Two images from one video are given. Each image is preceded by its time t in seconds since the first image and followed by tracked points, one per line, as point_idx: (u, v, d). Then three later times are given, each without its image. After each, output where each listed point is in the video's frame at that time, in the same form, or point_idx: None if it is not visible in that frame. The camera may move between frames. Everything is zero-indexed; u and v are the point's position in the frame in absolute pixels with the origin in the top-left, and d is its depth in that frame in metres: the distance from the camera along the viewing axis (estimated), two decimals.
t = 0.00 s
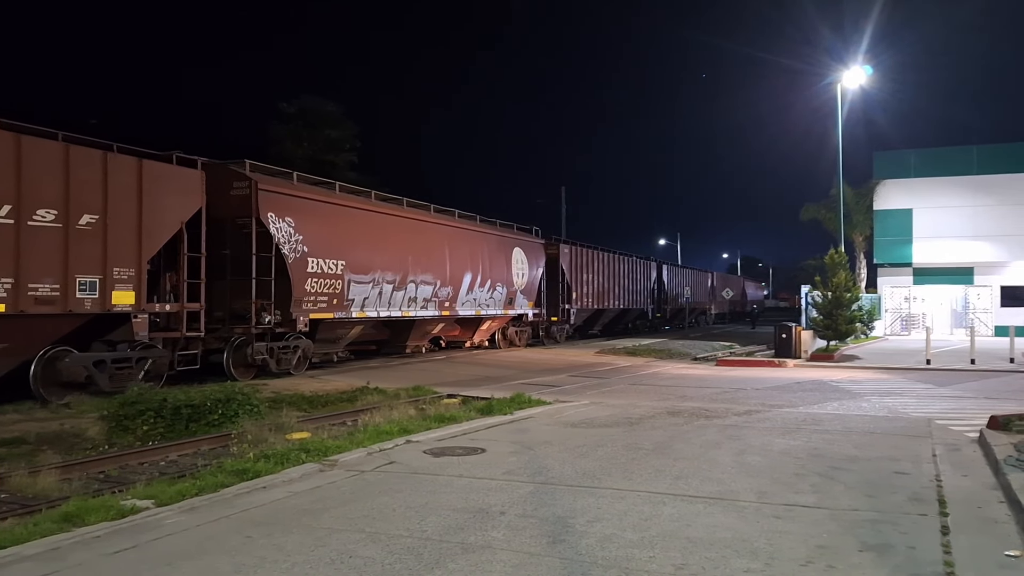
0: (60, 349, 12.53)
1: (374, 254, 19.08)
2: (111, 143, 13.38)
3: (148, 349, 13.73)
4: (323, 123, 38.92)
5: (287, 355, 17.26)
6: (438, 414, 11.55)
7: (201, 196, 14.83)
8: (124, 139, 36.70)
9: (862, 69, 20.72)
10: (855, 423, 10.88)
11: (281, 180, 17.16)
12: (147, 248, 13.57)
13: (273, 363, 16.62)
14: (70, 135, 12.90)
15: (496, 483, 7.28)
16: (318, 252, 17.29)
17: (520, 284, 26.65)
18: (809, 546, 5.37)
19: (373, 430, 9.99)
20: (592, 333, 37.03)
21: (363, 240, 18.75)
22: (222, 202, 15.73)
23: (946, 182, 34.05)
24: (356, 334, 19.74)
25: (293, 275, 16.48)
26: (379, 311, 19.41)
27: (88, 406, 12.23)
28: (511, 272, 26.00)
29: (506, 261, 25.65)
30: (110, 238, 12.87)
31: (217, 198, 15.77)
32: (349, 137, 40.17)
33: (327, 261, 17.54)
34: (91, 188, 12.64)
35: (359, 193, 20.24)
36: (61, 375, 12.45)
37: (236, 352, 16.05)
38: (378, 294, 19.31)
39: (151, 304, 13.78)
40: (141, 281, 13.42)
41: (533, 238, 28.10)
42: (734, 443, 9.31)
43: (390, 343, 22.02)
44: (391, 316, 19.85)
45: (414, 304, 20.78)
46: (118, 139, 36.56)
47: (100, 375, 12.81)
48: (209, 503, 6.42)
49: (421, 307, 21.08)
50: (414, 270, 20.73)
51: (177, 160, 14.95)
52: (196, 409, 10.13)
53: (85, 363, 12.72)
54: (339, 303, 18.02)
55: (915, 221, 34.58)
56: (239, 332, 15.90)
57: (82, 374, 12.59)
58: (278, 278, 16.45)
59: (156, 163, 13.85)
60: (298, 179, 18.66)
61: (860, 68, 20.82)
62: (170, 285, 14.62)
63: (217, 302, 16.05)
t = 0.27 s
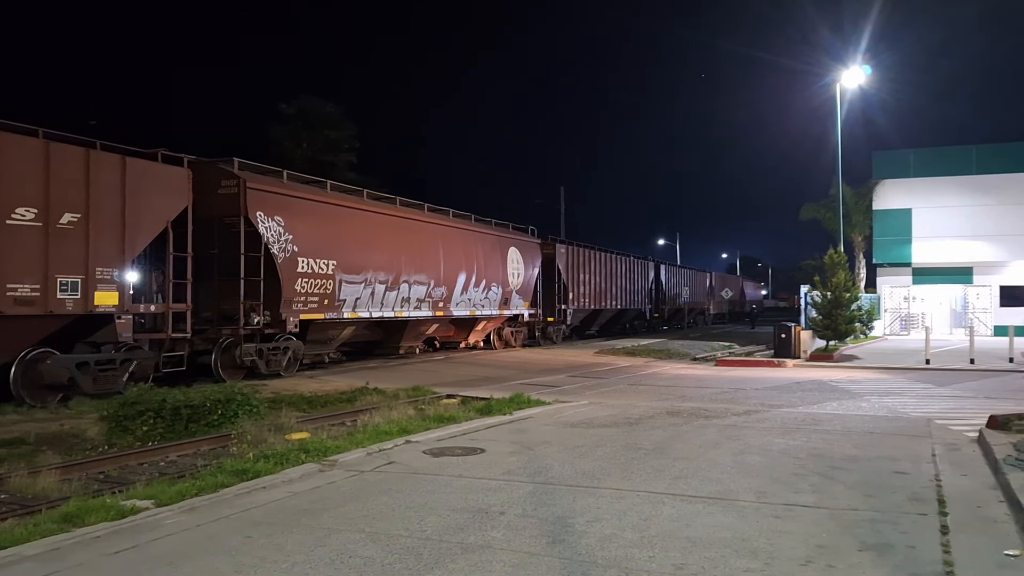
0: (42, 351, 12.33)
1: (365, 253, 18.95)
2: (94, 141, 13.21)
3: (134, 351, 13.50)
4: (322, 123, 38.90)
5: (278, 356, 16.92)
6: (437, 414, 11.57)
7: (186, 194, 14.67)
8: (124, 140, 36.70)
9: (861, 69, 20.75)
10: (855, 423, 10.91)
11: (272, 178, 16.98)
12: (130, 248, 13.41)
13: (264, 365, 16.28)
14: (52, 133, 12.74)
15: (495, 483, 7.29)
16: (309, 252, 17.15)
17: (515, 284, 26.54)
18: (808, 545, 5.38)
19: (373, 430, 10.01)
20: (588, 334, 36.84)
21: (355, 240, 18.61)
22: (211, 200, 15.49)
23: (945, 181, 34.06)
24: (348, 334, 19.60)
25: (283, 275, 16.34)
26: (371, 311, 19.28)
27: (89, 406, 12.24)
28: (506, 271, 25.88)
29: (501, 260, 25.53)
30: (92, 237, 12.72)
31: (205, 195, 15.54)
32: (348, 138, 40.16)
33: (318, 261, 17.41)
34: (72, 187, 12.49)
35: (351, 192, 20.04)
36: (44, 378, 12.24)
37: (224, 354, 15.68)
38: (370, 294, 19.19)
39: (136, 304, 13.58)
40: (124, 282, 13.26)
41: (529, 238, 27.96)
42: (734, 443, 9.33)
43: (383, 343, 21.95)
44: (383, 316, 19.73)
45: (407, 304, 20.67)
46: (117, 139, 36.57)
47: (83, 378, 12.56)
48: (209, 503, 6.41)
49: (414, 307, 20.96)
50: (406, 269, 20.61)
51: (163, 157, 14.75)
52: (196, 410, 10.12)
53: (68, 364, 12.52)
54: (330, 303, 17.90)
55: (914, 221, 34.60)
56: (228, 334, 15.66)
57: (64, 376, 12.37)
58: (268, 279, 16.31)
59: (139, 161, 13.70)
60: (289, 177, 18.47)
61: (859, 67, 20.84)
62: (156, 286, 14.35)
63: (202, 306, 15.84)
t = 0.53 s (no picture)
0: (24, 353, 12.13)
1: (358, 253, 18.64)
2: (77, 138, 13.07)
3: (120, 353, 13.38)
4: (321, 123, 38.90)
5: (268, 357, 16.72)
6: (437, 414, 11.58)
7: (171, 192, 14.58)
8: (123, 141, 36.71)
9: (861, 69, 20.75)
10: (855, 423, 10.91)
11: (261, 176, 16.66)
12: (114, 247, 13.25)
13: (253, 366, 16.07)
14: (34, 130, 12.59)
15: (495, 483, 7.29)
16: (299, 251, 16.84)
17: (512, 283, 26.30)
18: (808, 545, 5.38)
19: (373, 430, 10.02)
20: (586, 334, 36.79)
21: (347, 239, 18.30)
22: (198, 198, 15.20)
23: (945, 181, 34.05)
24: (340, 334, 19.21)
25: (273, 275, 16.03)
26: (363, 312, 18.95)
27: (89, 408, 12.20)
28: (502, 271, 25.63)
29: (496, 260, 25.28)
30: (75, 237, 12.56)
31: (192, 194, 15.24)
32: (347, 138, 40.15)
33: (309, 261, 17.09)
34: (54, 185, 12.33)
35: (343, 191, 19.73)
36: (25, 381, 11.99)
37: (214, 355, 15.46)
38: (363, 294, 18.87)
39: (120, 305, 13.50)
40: (108, 281, 13.11)
41: (526, 237, 27.73)
42: (734, 442, 9.34)
43: (377, 345, 21.63)
44: (377, 316, 19.41)
45: (401, 304, 20.34)
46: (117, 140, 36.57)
47: (65, 380, 12.38)
48: (209, 504, 6.41)
49: (408, 307, 20.65)
50: (400, 269, 20.30)
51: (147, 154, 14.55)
52: (196, 410, 10.12)
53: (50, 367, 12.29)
54: (322, 303, 17.58)
55: (914, 221, 34.60)
56: (217, 334, 15.47)
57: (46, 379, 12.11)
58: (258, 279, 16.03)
59: (123, 160, 13.58)
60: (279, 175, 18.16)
61: (859, 67, 20.85)
62: (142, 286, 14.41)
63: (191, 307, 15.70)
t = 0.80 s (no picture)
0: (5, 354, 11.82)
1: (350, 252, 18.34)
2: (59, 136, 12.84)
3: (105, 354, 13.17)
4: (321, 123, 38.92)
5: (257, 359, 16.43)
6: (436, 414, 11.60)
7: (157, 191, 14.34)
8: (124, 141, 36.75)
9: (861, 68, 20.76)
10: (855, 422, 10.93)
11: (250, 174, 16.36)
12: (98, 247, 13.01)
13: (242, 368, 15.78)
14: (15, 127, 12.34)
15: (494, 483, 7.29)
16: (290, 250, 16.52)
17: (508, 283, 26.05)
18: (807, 545, 5.39)
19: (372, 430, 10.04)
20: (585, 334, 36.77)
21: (339, 238, 18.00)
22: (184, 197, 14.95)
23: (945, 180, 34.05)
24: (333, 335, 18.89)
25: (262, 275, 15.74)
26: (356, 312, 18.66)
27: (88, 408, 12.22)
28: (498, 270, 25.37)
29: (493, 259, 25.03)
30: (57, 237, 12.32)
31: (179, 192, 14.98)
32: (347, 138, 40.16)
33: (300, 260, 16.79)
34: (36, 184, 12.09)
35: (336, 189, 19.44)
36: (6, 382, 11.74)
37: (202, 357, 15.18)
38: (356, 295, 18.57)
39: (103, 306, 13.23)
40: (91, 282, 12.88)
41: (522, 237, 27.52)
42: (733, 442, 9.35)
43: (371, 345, 21.29)
44: (370, 317, 19.11)
45: (395, 304, 20.05)
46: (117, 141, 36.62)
47: (46, 383, 12.17)
48: (210, 504, 6.41)
49: (402, 308, 20.34)
50: (394, 269, 20.00)
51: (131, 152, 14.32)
52: (195, 410, 10.12)
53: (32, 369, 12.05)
54: (313, 304, 17.28)
55: (914, 221, 34.60)
56: (205, 335, 15.09)
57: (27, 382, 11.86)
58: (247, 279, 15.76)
59: (108, 158, 13.34)
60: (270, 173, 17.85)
61: (859, 67, 20.85)
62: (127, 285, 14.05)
63: (178, 309, 15.35)
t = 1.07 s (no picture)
0: None
1: (343, 252, 17.98)
2: (41, 131, 12.35)
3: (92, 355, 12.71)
4: (322, 123, 38.93)
5: (248, 361, 16.05)
6: (437, 414, 11.60)
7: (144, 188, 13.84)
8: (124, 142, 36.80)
9: (861, 67, 20.76)
10: (856, 422, 10.92)
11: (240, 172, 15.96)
12: (82, 246, 12.53)
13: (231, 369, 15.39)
14: None
15: (495, 483, 7.29)
16: (281, 250, 16.14)
17: (505, 283, 25.81)
18: (809, 544, 5.38)
19: (373, 431, 10.04)
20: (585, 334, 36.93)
21: (332, 237, 17.63)
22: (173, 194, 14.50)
23: (946, 180, 34.03)
24: (325, 336, 18.51)
25: (252, 274, 15.36)
26: (349, 313, 18.29)
27: (89, 408, 12.24)
28: (494, 270, 25.11)
29: (489, 259, 24.76)
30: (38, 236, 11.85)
31: (167, 190, 14.52)
32: (348, 138, 40.15)
33: (291, 260, 16.42)
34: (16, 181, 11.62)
35: (328, 187, 19.09)
36: None
37: (190, 359, 14.82)
38: (349, 295, 18.21)
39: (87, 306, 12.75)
40: (75, 282, 12.40)
41: (519, 236, 27.25)
42: (735, 442, 9.35)
43: (365, 347, 20.92)
44: (363, 317, 18.75)
45: (389, 304, 19.70)
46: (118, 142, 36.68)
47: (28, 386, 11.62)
48: (211, 504, 6.42)
49: (397, 308, 19.99)
50: (388, 268, 19.65)
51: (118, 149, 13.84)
52: (196, 411, 10.14)
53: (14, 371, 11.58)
54: (305, 304, 16.91)
55: (915, 220, 34.59)
56: (193, 336, 14.64)
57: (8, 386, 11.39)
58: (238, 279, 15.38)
59: (92, 154, 12.84)
60: (260, 171, 17.48)
61: (860, 66, 20.85)
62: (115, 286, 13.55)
63: (165, 311, 14.87)
